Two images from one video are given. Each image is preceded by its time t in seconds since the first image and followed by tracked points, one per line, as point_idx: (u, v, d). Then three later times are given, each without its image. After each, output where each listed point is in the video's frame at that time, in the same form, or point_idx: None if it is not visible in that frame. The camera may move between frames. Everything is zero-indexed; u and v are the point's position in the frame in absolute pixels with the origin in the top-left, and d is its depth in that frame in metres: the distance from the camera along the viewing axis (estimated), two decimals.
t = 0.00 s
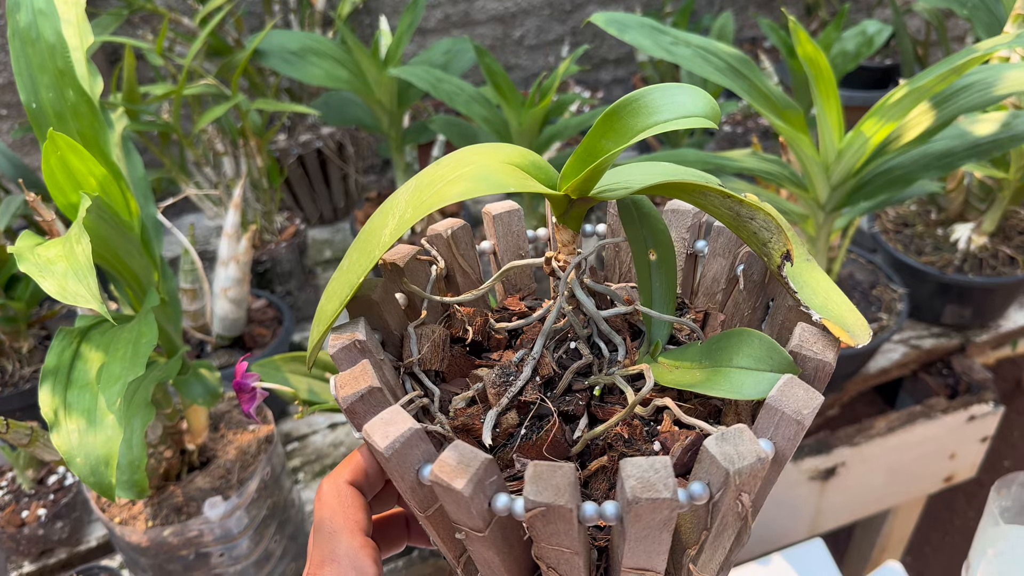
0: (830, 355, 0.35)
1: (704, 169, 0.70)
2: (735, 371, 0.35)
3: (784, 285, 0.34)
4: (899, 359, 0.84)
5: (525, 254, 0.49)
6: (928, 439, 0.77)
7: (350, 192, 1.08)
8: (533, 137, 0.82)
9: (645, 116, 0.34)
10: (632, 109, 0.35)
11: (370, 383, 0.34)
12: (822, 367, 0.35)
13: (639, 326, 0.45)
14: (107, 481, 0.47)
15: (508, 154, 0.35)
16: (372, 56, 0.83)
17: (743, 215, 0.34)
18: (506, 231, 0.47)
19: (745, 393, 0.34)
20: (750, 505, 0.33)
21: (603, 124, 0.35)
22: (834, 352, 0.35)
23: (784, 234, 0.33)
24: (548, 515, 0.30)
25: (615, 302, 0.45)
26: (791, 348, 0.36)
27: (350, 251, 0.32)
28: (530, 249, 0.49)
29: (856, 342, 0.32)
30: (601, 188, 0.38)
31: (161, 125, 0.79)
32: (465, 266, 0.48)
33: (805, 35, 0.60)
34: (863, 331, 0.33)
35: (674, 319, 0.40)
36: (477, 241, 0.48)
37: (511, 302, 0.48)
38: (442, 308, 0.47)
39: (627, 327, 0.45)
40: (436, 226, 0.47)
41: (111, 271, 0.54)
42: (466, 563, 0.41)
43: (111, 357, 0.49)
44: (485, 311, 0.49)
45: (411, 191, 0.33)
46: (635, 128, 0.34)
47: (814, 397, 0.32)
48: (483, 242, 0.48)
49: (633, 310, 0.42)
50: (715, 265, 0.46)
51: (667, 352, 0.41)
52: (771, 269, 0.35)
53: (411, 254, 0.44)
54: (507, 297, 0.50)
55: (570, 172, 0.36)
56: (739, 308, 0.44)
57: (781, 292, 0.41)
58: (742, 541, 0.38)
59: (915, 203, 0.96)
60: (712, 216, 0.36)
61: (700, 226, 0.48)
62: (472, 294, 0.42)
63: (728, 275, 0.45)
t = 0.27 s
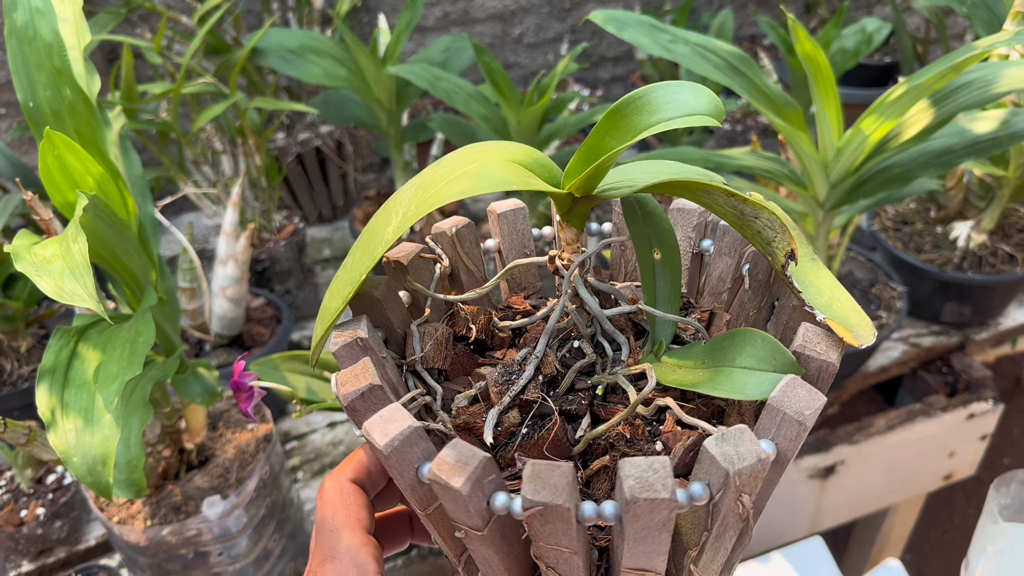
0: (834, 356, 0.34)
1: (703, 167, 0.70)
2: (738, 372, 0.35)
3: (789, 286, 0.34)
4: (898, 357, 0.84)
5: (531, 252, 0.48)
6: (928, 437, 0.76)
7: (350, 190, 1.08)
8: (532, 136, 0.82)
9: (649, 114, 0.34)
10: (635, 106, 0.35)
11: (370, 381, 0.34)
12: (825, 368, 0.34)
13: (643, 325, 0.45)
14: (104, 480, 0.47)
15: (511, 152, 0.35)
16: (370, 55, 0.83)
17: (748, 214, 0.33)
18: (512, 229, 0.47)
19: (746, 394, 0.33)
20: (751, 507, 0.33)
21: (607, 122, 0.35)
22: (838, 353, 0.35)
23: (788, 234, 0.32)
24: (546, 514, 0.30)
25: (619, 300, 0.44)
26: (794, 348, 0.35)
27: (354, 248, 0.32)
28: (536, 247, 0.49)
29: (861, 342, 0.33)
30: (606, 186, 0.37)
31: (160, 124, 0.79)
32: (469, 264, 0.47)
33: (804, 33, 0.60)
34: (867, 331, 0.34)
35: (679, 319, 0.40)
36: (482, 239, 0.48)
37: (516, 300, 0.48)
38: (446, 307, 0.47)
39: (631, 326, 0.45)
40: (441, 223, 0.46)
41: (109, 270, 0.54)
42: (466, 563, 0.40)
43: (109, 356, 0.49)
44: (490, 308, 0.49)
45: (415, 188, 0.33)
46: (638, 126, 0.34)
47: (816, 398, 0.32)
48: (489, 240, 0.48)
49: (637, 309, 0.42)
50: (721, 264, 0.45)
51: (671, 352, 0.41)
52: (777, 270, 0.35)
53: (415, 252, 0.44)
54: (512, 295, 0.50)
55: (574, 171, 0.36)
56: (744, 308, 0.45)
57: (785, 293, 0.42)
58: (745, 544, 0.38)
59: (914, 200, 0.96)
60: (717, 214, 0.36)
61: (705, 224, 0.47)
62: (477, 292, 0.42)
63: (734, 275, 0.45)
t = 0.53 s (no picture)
0: (837, 361, 0.33)
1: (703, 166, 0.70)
2: (739, 376, 0.35)
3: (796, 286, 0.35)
4: (897, 356, 0.83)
5: (545, 252, 0.48)
6: (927, 436, 0.76)
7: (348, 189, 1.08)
8: (530, 134, 0.82)
9: (652, 108, 0.34)
10: (638, 101, 0.34)
11: (361, 376, 0.34)
12: (829, 373, 0.33)
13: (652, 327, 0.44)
14: (100, 481, 0.47)
15: (516, 148, 0.35)
16: (368, 53, 0.83)
17: (753, 212, 0.34)
18: (524, 229, 0.46)
19: (744, 398, 0.33)
20: (742, 516, 0.32)
21: (610, 118, 0.35)
22: (843, 359, 0.34)
23: (795, 232, 0.33)
24: (523, 515, 0.29)
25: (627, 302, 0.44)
26: (797, 352, 0.34)
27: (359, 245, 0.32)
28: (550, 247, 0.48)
29: (865, 347, 0.32)
30: (611, 183, 0.37)
31: (157, 123, 0.79)
32: (481, 263, 0.47)
33: (803, 31, 0.60)
34: (875, 338, 0.32)
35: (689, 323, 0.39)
36: (494, 237, 0.47)
37: (528, 302, 0.47)
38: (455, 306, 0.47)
39: (640, 328, 0.44)
40: (453, 222, 0.46)
41: (106, 270, 0.54)
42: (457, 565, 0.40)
43: (105, 356, 0.49)
44: (501, 308, 0.48)
45: (419, 185, 0.33)
46: (641, 121, 0.34)
47: (812, 405, 0.31)
48: (501, 239, 0.48)
49: (643, 312, 0.42)
50: (738, 265, 0.44)
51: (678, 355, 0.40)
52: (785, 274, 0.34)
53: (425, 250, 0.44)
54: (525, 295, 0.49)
55: (580, 168, 0.36)
56: (759, 312, 0.43)
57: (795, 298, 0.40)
58: (741, 554, 0.37)
59: (913, 199, 0.96)
60: (722, 212, 0.36)
61: (724, 226, 0.46)
62: (484, 291, 0.42)
63: (749, 277, 0.44)
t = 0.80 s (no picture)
0: (828, 357, 0.33)
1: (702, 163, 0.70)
2: (729, 369, 0.34)
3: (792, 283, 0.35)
4: (897, 355, 0.83)
5: (549, 248, 0.48)
6: (926, 435, 0.76)
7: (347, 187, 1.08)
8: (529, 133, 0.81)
9: (648, 100, 0.33)
10: (635, 93, 0.34)
11: (351, 360, 0.34)
12: (818, 368, 0.33)
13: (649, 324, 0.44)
14: (99, 481, 0.46)
15: (515, 142, 0.35)
16: (367, 52, 0.83)
17: (747, 206, 0.33)
18: (529, 225, 0.46)
19: (731, 388, 0.33)
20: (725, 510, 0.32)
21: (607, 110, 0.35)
22: (835, 354, 0.33)
23: (789, 227, 0.32)
24: (497, 500, 0.29)
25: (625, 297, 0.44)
26: (786, 347, 0.34)
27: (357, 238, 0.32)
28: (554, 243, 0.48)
29: (856, 342, 0.32)
30: (610, 176, 0.37)
31: (156, 122, 0.79)
32: (484, 258, 0.47)
33: (802, 29, 0.59)
34: (868, 334, 0.33)
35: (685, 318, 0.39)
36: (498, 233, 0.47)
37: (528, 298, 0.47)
38: (455, 299, 0.47)
39: (637, 323, 0.44)
40: (457, 216, 0.46)
41: (104, 269, 0.54)
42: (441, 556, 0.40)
43: (103, 355, 0.49)
44: (502, 303, 0.48)
45: (416, 177, 0.33)
46: (636, 112, 0.33)
47: (798, 399, 0.30)
48: (505, 235, 0.48)
49: (640, 306, 0.42)
50: (740, 264, 0.44)
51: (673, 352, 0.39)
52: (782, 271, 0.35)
53: (426, 242, 0.44)
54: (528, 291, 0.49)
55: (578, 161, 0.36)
56: (758, 311, 0.43)
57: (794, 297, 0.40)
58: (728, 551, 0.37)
59: (913, 198, 0.96)
60: (719, 206, 0.36)
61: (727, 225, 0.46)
62: (485, 285, 0.43)
63: (750, 276, 0.44)
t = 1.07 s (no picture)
0: (816, 355, 0.33)
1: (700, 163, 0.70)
2: (717, 367, 0.34)
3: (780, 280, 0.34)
4: (896, 353, 0.83)
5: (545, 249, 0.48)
6: (926, 433, 0.76)
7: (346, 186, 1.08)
8: (529, 132, 0.81)
9: (636, 100, 0.33)
10: (623, 93, 0.34)
11: (342, 360, 0.34)
12: (806, 367, 0.33)
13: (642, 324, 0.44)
14: (99, 479, 0.46)
15: (507, 142, 0.35)
16: (367, 51, 0.83)
17: (736, 204, 0.33)
18: (525, 227, 0.46)
19: (720, 387, 0.33)
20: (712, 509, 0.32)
21: (597, 110, 0.35)
22: (823, 353, 0.33)
23: (777, 226, 0.32)
24: (482, 497, 0.29)
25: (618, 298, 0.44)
26: (774, 345, 0.34)
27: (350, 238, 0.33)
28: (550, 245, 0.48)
29: (843, 340, 0.31)
30: (601, 177, 0.37)
31: (156, 121, 0.79)
32: (480, 260, 0.47)
33: (802, 28, 0.59)
34: (857, 330, 0.32)
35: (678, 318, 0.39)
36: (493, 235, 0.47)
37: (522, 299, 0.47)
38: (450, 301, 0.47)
39: (630, 324, 0.44)
40: (453, 218, 0.46)
41: (104, 268, 0.54)
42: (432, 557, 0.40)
43: (104, 354, 0.49)
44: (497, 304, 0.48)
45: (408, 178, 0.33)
46: (624, 112, 0.33)
47: (783, 396, 0.30)
48: (501, 237, 0.48)
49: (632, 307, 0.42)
50: (734, 265, 0.44)
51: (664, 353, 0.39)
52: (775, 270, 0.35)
53: (421, 243, 0.44)
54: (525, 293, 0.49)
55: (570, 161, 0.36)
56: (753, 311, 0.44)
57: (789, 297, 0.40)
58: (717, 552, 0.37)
59: (912, 196, 0.96)
60: (710, 206, 0.36)
61: (721, 226, 0.46)
62: (478, 287, 0.43)
63: (745, 277, 0.44)
